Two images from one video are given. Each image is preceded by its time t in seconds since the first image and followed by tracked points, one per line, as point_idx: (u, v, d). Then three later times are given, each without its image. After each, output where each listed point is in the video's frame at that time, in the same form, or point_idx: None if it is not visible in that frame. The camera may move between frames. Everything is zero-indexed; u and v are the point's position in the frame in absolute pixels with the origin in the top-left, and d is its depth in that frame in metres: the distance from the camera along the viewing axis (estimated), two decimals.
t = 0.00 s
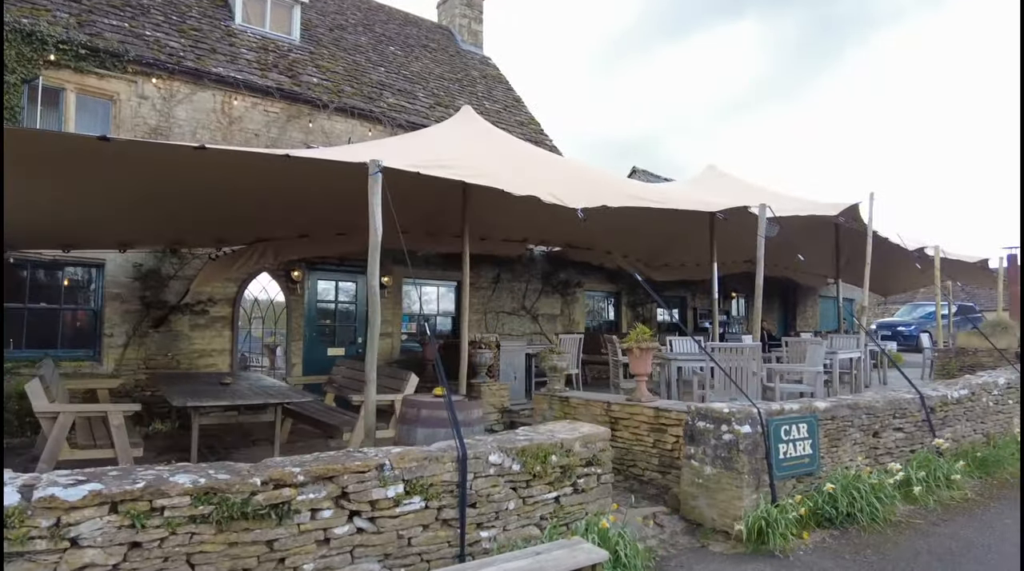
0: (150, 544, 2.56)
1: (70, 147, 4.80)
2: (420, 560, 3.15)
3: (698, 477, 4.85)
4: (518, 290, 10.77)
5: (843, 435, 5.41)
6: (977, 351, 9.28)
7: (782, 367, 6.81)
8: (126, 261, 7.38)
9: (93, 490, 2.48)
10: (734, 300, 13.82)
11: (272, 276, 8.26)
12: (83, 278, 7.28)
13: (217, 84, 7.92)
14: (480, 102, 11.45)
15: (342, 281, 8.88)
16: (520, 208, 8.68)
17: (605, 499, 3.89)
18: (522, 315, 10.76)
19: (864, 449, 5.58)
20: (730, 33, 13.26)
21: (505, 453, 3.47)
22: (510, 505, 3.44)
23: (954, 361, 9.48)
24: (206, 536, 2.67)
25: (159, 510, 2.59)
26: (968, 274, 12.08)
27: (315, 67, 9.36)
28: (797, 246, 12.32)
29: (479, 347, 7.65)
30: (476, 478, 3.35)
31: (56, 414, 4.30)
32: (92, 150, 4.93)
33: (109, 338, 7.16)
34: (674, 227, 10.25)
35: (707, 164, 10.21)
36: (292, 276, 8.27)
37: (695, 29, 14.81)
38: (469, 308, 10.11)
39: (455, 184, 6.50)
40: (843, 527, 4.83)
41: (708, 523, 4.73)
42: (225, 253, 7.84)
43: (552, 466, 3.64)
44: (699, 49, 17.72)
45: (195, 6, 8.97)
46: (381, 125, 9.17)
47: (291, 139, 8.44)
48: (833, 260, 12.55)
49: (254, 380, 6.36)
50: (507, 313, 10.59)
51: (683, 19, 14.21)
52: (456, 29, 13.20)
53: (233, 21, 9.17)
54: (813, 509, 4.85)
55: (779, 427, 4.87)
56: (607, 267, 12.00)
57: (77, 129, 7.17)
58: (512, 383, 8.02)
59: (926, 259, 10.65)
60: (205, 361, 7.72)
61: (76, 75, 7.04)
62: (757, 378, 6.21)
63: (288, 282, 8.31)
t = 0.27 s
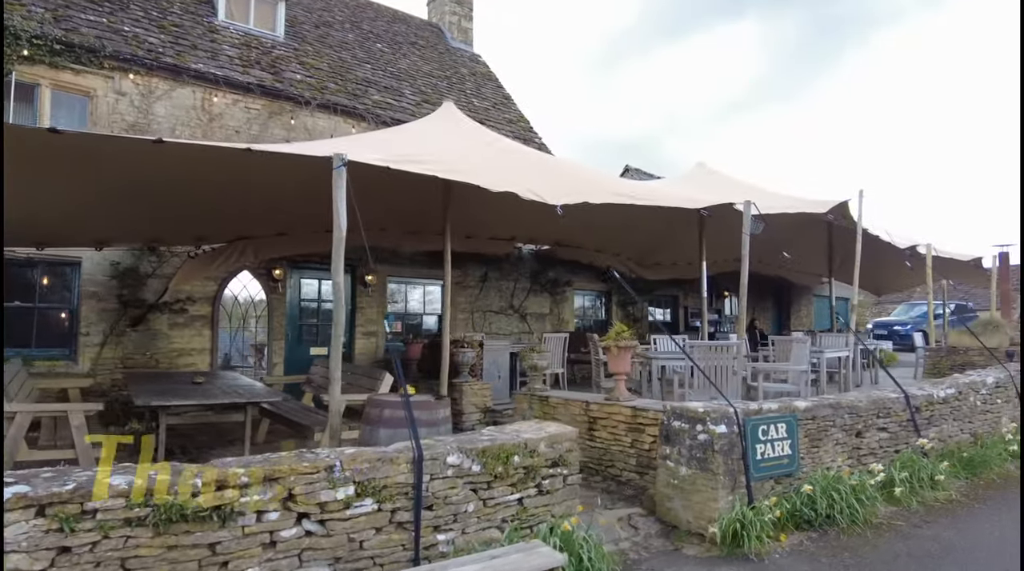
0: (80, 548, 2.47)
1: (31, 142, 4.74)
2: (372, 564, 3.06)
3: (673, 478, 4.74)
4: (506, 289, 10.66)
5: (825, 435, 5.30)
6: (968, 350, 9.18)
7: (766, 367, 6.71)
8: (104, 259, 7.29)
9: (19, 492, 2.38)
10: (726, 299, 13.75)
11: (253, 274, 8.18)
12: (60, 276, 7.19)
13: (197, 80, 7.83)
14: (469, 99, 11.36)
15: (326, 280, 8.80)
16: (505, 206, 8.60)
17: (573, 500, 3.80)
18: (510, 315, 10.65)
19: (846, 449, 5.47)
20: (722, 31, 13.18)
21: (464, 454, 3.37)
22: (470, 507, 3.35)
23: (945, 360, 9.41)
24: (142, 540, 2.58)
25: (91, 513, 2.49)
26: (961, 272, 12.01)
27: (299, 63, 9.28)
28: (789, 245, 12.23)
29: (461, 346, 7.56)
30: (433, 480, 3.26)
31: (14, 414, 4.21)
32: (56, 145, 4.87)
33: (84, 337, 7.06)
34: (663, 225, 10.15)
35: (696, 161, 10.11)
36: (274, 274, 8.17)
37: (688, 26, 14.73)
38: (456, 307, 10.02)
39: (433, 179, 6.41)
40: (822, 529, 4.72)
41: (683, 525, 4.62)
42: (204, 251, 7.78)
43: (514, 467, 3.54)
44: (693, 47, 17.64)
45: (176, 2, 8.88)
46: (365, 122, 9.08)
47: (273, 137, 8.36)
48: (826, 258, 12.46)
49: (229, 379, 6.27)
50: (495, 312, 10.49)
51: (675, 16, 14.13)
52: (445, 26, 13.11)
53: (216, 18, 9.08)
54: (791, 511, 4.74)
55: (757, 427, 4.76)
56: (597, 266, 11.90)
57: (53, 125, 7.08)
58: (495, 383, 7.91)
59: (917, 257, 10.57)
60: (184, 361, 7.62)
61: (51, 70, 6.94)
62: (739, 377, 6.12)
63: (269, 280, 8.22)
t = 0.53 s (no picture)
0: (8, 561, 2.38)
1: None
2: None
3: (648, 483, 4.64)
4: (494, 290, 10.56)
5: (806, 439, 5.20)
6: (960, 351, 9.09)
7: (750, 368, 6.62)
8: (81, 260, 7.20)
9: None
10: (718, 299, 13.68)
11: (234, 275, 8.09)
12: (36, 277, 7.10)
13: (177, 78, 7.74)
14: (457, 98, 11.26)
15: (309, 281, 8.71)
16: (489, 207, 8.51)
17: (539, 507, 3.72)
18: (498, 315, 10.55)
19: (829, 453, 5.37)
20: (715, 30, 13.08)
21: (422, 461, 3.29)
22: (428, 515, 3.28)
23: (937, 361, 9.34)
24: (75, 552, 2.48)
25: (20, 524, 2.40)
26: (954, 273, 11.93)
27: (283, 62, 9.19)
28: (781, 245, 12.13)
29: (444, 347, 7.48)
30: (388, 488, 3.18)
31: None
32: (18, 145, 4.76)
33: (61, 338, 6.97)
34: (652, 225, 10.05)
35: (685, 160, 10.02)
36: (255, 275, 8.13)
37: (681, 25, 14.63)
38: (443, 308, 9.93)
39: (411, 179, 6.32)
40: (801, 535, 4.62)
41: (658, 532, 4.52)
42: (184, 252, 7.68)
43: (476, 474, 3.46)
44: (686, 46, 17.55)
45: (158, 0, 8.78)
46: (349, 121, 9.00)
47: (255, 136, 8.27)
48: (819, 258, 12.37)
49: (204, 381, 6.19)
50: (483, 313, 10.39)
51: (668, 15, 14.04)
52: (435, 25, 13.01)
53: (198, 16, 8.99)
54: (768, 517, 4.64)
55: (734, 432, 4.65)
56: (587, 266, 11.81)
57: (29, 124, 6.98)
58: (479, 385, 7.82)
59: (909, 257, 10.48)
60: (164, 362, 7.54)
61: (26, 69, 6.84)
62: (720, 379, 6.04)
63: (251, 281, 8.16)
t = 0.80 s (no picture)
0: None
1: None
2: None
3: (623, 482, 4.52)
4: (482, 287, 10.46)
5: (787, 438, 5.07)
6: (951, 349, 8.97)
7: (735, 366, 6.51)
8: (57, 255, 7.11)
9: None
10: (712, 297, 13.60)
11: (215, 270, 8.00)
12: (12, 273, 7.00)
13: (156, 72, 7.64)
14: (446, 94, 11.16)
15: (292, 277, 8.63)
16: (473, 202, 8.41)
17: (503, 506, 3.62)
18: (486, 313, 10.45)
19: (811, 452, 5.25)
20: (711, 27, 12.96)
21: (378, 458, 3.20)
22: (384, 515, 3.18)
23: (929, 360, 9.22)
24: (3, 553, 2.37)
25: None
26: (948, 271, 11.81)
27: (267, 57, 9.10)
28: (774, 242, 12.01)
29: (426, 346, 7.39)
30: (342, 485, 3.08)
31: None
32: None
33: (36, 335, 6.88)
34: (640, 221, 9.93)
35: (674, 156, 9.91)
36: (236, 272, 8.03)
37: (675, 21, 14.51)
38: (430, 306, 9.82)
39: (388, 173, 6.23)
40: (780, 536, 4.52)
41: (632, 532, 4.41)
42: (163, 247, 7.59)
43: (435, 473, 3.36)
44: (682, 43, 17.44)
45: None
46: (333, 116, 8.90)
47: (236, 131, 8.17)
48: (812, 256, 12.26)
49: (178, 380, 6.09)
50: (471, 310, 10.28)
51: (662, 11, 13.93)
52: (425, 20, 12.91)
53: (181, 10, 8.90)
54: (745, 517, 4.52)
55: (711, 430, 4.54)
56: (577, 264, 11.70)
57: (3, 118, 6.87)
58: (462, 383, 7.72)
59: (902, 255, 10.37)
60: (143, 360, 7.44)
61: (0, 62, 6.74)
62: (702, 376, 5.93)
63: (232, 277, 8.08)
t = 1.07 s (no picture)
0: None
1: None
2: None
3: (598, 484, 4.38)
4: (470, 284, 10.29)
5: (769, 437, 4.92)
6: (944, 347, 8.84)
7: (719, 364, 6.37)
8: (31, 251, 6.98)
9: None
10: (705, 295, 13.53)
11: (194, 266, 7.89)
12: None
13: (133, 65, 7.50)
14: (434, 88, 11.03)
15: (274, 274, 8.53)
16: (456, 198, 8.27)
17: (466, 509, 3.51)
18: (475, 310, 10.31)
19: (794, 453, 5.10)
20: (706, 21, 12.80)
21: (331, 460, 3.08)
22: (336, 519, 3.07)
23: (921, 358, 9.09)
24: None
25: None
26: (943, 268, 11.68)
27: (249, 50, 8.96)
28: (767, 239, 11.86)
29: (407, 343, 7.26)
30: (291, 487, 2.96)
31: None
32: None
33: (9, 332, 6.76)
34: (629, 217, 9.79)
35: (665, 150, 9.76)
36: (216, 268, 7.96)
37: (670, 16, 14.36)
38: (417, 303, 9.67)
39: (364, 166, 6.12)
40: (759, 539, 4.38)
41: (606, 535, 4.28)
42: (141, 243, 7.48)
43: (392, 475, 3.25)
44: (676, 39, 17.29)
45: None
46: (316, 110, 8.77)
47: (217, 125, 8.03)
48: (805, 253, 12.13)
49: (150, 377, 5.96)
50: (459, 307, 10.12)
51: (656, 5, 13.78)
52: (415, 14, 12.76)
53: (162, 2, 8.76)
54: (723, 520, 4.38)
55: (687, 430, 4.40)
56: (568, 260, 11.57)
57: None
58: (444, 381, 7.59)
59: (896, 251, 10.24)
60: (119, 357, 7.31)
61: None
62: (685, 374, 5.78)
63: (211, 274, 7.97)
